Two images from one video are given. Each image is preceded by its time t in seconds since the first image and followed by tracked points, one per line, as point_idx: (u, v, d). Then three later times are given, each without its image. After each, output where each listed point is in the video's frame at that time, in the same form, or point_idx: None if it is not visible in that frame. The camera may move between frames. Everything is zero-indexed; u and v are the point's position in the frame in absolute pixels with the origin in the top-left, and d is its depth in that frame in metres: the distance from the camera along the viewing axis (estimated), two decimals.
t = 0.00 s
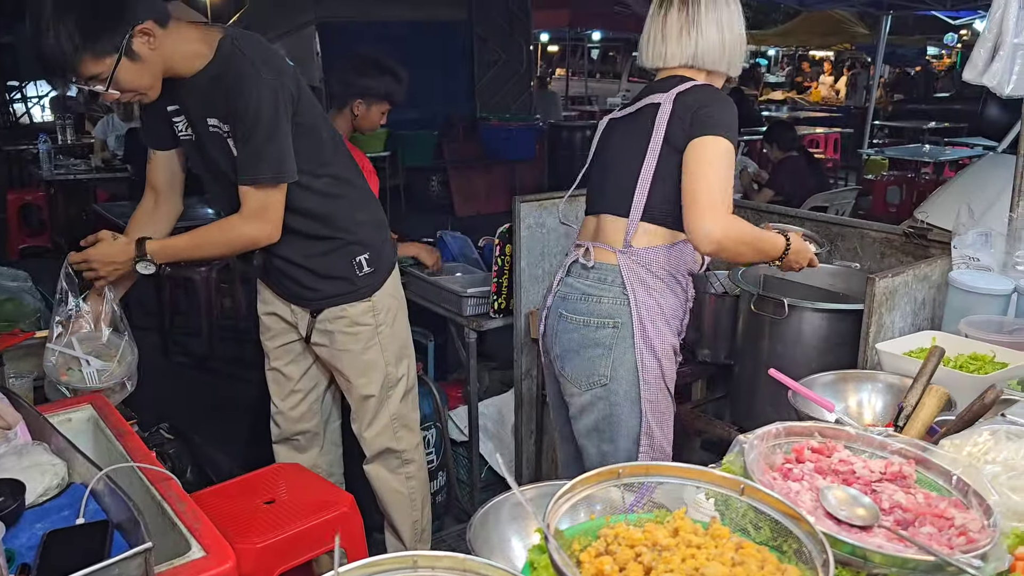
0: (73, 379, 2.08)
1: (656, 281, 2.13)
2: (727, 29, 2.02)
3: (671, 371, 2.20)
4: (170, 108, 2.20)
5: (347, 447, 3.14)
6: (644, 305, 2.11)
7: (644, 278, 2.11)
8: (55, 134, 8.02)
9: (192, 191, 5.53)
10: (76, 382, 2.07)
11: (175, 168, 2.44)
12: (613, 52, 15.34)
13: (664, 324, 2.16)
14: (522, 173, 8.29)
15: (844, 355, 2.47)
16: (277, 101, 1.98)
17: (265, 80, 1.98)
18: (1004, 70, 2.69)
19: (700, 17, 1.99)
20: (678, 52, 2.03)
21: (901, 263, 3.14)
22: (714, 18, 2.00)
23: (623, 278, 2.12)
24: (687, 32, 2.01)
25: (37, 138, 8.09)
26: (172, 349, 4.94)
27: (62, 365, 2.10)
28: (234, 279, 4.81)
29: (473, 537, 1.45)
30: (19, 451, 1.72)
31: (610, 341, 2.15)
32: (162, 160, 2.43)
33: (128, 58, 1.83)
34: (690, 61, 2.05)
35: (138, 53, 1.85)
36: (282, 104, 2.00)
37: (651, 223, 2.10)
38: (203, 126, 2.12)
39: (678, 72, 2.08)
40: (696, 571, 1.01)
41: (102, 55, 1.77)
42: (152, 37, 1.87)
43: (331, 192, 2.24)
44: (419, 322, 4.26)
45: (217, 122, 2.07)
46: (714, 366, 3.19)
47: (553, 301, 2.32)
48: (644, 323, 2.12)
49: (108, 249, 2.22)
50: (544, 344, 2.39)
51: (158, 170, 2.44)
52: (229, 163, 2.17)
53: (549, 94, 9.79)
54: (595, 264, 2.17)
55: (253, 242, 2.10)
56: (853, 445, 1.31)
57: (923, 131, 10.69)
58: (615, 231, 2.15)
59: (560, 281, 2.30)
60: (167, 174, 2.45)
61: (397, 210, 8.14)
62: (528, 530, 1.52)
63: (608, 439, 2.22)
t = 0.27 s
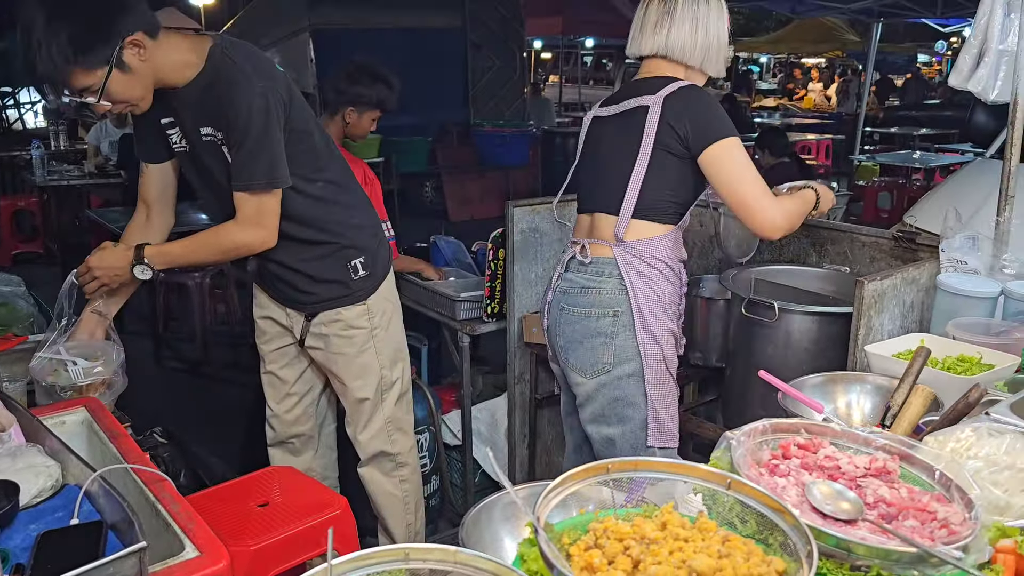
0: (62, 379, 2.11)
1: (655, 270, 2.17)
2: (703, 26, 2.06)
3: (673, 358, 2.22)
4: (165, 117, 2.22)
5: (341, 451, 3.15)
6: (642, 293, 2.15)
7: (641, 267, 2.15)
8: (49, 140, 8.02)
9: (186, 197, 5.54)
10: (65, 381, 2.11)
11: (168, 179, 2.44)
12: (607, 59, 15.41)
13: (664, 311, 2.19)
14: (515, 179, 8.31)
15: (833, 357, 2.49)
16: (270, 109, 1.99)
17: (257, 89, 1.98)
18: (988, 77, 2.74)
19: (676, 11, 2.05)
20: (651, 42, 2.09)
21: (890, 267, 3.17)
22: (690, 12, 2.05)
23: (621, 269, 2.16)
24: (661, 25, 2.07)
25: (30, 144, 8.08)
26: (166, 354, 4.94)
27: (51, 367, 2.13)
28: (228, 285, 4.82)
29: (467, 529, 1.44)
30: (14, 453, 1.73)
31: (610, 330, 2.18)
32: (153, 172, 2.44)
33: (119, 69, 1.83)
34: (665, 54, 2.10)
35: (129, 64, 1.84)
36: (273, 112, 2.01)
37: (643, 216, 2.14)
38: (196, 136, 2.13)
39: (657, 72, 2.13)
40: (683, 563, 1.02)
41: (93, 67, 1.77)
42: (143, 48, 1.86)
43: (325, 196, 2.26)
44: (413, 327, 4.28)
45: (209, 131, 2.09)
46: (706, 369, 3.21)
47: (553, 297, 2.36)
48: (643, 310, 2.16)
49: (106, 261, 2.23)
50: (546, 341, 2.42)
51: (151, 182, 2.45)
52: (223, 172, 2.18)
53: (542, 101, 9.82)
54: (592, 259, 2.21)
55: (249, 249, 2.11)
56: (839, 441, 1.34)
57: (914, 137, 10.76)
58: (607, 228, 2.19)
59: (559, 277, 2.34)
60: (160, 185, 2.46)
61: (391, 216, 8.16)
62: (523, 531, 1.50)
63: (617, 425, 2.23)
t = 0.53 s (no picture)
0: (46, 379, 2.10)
1: (653, 269, 2.20)
2: (670, 19, 2.06)
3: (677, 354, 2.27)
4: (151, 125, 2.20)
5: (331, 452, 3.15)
6: (644, 292, 2.18)
7: (641, 268, 2.18)
8: (37, 143, 7.97)
9: (176, 200, 5.52)
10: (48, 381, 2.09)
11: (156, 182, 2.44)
12: (597, 64, 15.45)
13: (665, 308, 2.23)
14: (505, 182, 8.32)
15: (820, 356, 2.51)
16: (253, 118, 1.95)
17: (239, 101, 1.94)
18: (977, 78, 2.76)
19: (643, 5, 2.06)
20: (618, 37, 2.10)
21: (877, 267, 3.19)
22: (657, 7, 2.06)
23: (620, 271, 2.18)
24: (628, 20, 2.09)
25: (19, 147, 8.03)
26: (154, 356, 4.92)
27: (37, 366, 2.12)
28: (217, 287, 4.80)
29: (461, 513, 1.40)
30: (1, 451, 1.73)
31: (615, 330, 2.20)
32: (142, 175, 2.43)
33: (98, 82, 1.75)
34: (635, 48, 2.11)
35: (108, 76, 1.76)
36: (257, 121, 1.96)
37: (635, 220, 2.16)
38: (183, 146, 2.10)
39: (638, 72, 2.15)
40: (669, 550, 1.04)
41: (73, 82, 1.69)
42: (123, 60, 1.77)
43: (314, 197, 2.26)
44: (402, 329, 4.28)
45: (195, 141, 2.06)
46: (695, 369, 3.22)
47: (551, 300, 2.38)
48: (646, 309, 2.19)
49: (139, 335, 1.94)
50: (546, 341, 2.45)
51: (140, 185, 2.45)
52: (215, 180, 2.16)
53: (532, 104, 9.84)
54: (589, 264, 2.23)
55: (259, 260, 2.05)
56: (822, 432, 1.37)
57: (902, 141, 10.83)
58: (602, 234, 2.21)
59: (556, 280, 2.36)
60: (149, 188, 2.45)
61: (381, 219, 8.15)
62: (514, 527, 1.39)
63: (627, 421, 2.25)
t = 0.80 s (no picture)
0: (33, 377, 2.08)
1: (632, 270, 2.21)
2: (646, 21, 2.07)
3: (658, 353, 2.29)
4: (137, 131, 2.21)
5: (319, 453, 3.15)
6: (622, 293, 2.21)
7: (619, 269, 2.20)
8: (21, 145, 7.91)
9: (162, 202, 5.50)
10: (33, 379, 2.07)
11: (147, 184, 2.41)
12: (585, 69, 15.49)
13: (645, 308, 2.25)
14: (493, 186, 8.34)
15: (805, 356, 2.53)
16: (229, 143, 1.94)
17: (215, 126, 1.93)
18: (953, 81, 2.82)
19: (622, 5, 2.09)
20: (596, 39, 2.14)
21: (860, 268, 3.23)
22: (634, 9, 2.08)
23: (598, 272, 2.21)
24: (607, 21, 2.12)
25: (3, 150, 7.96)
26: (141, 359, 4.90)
27: (21, 367, 2.10)
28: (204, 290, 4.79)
29: (449, 508, 1.42)
30: None
31: (594, 330, 2.24)
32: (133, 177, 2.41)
33: (91, 106, 1.76)
34: (610, 50, 2.14)
35: (100, 100, 1.77)
36: (230, 149, 1.95)
37: (609, 222, 2.18)
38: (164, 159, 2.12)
39: (616, 76, 2.18)
40: (651, 537, 1.06)
41: (65, 107, 1.70)
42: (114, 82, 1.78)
43: (304, 201, 2.27)
44: (391, 331, 4.28)
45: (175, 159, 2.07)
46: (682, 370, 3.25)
47: (535, 299, 2.41)
48: (625, 309, 2.22)
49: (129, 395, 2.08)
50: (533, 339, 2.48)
51: (131, 187, 2.42)
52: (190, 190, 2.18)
53: (520, 108, 9.86)
54: (569, 264, 2.26)
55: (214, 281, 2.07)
56: (803, 424, 1.41)
57: (887, 146, 10.93)
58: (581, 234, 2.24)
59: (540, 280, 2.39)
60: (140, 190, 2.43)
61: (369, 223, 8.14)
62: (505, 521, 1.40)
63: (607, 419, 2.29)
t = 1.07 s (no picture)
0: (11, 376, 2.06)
1: (610, 272, 2.24)
2: (630, 21, 2.08)
3: (633, 356, 2.31)
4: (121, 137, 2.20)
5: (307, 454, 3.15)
6: (598, 296, 2.23)
7: (597, 272, 2.22)
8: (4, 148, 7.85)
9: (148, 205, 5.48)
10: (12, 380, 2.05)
11: (139, 189, 2.40)
12: (572, 73, 15.52)
13: (622, 312, 2.28)
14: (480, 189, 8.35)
15: (788, 355, 2.55)
16: (215, 154, 1.95)
17: (202, 137, 1.93)
18: (934, 83, 2.85)
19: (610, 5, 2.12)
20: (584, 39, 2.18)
21: (843, 269, 3.26)
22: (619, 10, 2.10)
23: (576, 274, 2.24)
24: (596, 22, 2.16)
25: None
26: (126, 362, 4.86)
27: None
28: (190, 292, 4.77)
29: (438, 501, 1.43)
30: None
31: (569, 331, 2.27)
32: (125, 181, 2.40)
33: (81, 119, 1.76)
34: (596, 51, 2.16)
35: (90, 113, 1.77)
36: (217, 159, 1.96)
37: (588, 224, 2.20)
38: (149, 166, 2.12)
39: (604, 77, 2.20)
40: (632, 527, 1.07)
41: (55, 121, 1.70)
42: (103, 95, 1.78)
43: (293, 204, 2.28)
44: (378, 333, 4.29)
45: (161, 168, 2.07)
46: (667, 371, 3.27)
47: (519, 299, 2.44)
48: (600, 312, 2.24)
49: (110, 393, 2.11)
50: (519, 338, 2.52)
51: (123, 192, 2.41)
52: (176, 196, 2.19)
53: (507, 112, 9.88)
54: (550, 265, 2.28)
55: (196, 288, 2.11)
56: (783, 418, 1.44)
57: (871, 150, 11.01)
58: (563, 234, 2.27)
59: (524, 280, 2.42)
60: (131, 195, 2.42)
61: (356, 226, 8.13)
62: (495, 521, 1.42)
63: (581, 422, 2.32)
